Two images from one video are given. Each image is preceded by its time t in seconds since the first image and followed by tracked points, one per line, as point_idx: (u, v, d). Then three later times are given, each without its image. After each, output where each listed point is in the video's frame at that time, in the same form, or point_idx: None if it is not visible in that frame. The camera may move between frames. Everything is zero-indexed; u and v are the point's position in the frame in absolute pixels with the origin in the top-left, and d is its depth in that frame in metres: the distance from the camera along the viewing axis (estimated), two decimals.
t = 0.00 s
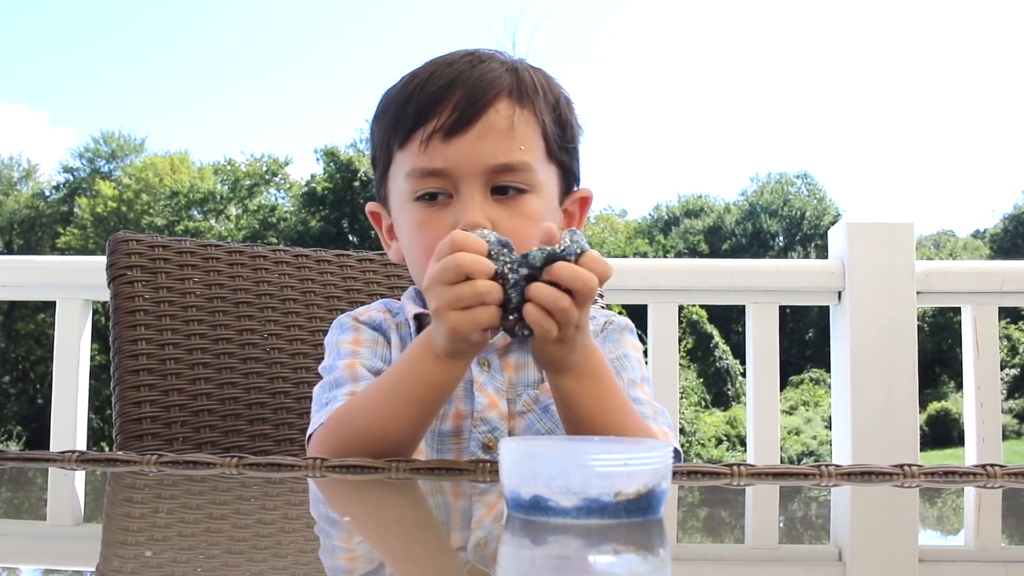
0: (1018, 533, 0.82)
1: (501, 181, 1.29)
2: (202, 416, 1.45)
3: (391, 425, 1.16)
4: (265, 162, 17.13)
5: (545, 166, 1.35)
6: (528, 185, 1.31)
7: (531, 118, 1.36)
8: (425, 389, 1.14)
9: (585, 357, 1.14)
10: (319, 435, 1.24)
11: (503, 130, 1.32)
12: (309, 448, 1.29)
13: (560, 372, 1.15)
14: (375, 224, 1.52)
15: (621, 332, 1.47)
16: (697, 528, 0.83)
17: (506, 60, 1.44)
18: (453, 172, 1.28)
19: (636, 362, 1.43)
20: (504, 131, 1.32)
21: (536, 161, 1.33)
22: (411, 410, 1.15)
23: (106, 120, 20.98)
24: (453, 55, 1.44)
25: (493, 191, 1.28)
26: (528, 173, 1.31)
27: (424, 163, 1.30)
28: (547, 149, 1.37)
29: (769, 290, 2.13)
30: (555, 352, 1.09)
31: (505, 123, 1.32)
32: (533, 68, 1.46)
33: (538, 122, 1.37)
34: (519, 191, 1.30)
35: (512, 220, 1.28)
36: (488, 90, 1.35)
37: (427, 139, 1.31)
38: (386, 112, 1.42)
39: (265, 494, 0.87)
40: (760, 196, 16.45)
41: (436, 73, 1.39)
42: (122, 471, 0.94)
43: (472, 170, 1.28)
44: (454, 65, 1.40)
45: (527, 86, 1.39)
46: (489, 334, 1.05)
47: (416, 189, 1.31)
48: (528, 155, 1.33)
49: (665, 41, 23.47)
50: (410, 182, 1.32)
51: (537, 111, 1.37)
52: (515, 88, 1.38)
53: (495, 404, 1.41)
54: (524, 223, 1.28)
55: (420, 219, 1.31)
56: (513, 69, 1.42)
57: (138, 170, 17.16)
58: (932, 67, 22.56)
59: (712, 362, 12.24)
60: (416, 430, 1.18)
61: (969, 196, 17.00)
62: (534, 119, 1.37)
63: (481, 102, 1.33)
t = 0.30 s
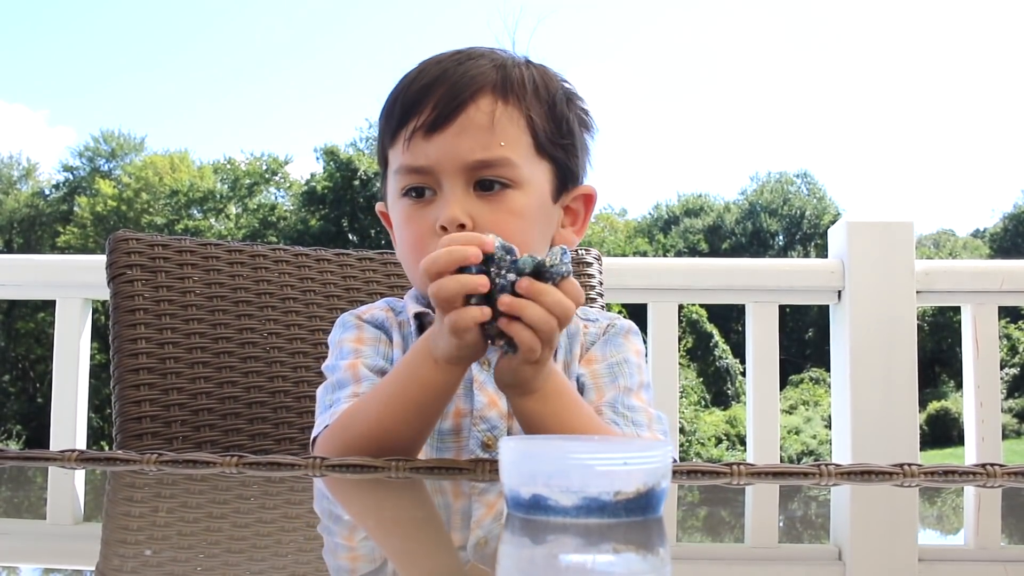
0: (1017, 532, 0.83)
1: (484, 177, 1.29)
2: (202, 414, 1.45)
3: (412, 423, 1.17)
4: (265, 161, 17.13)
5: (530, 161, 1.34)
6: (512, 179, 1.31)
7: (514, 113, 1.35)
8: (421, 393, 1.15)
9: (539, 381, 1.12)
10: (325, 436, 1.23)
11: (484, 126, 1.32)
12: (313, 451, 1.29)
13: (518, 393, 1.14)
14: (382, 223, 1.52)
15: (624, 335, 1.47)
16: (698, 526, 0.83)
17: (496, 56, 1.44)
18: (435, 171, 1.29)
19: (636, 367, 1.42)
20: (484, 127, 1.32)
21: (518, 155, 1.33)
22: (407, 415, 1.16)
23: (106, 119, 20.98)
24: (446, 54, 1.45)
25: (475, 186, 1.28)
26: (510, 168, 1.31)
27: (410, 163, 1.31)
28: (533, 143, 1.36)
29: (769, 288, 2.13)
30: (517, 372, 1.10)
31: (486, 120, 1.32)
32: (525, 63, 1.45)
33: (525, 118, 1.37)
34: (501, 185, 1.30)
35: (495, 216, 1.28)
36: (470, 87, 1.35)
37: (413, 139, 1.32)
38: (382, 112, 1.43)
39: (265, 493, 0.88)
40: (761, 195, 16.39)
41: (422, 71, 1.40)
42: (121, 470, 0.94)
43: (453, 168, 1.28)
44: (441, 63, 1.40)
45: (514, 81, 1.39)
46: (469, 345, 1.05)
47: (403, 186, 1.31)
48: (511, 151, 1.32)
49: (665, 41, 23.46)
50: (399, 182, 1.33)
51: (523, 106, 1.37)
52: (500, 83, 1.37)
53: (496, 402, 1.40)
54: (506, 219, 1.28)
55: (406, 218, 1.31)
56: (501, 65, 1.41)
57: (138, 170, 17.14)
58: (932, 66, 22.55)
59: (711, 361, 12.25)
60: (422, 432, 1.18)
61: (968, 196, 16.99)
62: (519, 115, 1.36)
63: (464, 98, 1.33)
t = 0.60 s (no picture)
0: (1017, 534, 0.83)
1: (488, 177, 1.29)
2: (202, 416, 1.45)
3: (408, 428, 1.15)
4: (265, 162, 17.14)
5: (532, 161, 1.34)
6: (515, 180, 1.30)
7: (515, 113, 1.35)
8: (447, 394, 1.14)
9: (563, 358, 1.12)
10: (336, 439, 1.23)
11: (487, 127, 1.32)
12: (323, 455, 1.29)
13: (539, 368, 1.13)
14: (385, 226, 1.52)
15: (627, 337, 1.46)
16: (698, 527, 0.83)
17: (497, 58, 1.44)
18: (441, 173, 1.29)
19: (638, 368, 1.43)
20: (487, 126, 1.32)
21: (520, 154, 1.32)
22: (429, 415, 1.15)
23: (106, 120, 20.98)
24: (447, 54, 1.45)
25: (480, 187, 1.28)
26: (511, 168, 1.30)
27: (413, 165, 1.31)
28: (535, 143, 1.36)
29: (768, 289, 2.13)
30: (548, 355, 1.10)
31: (489, 121, 1.32)
32: (524, 63, 1.45)
33: (524, 119, 1.36)
34: (506, 186, 1.29)
35: (499, 216, 1.28)
36: (473, 87, 1.35)
37: (417, 139, 1.31)
38: (382, 113, 1.42)
39: (265, 493, 0.88)
40: (761, 196, 16.38)
41: (424, 71, 1.40)
42: (122, 471, 0.94)
43: (457, 170, 1.28)
44: (443, 64, 1.40)
45: (515, 82, 1.39)
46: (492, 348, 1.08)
47: (406, 188, 1.32)
48: (512, 151, 1.31)
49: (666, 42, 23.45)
50: (402, 184, 1.33)
51: (525, 106, 1.37)
52: (501, 83, 1.37)
53: (498, 403, 1.40)
54: (509, 218, 1.28)
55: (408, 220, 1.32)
56: (501, 66, 1.41)
57: (138, 170, 17.14)
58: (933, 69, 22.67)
59: (711, 362, 12.23)
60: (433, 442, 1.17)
61: (969, 197, 16.97)
62: (520, 115, 1.36)
63: (464, 99, 1.33)
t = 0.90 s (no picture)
0: (1016, 534, 0.83)
1: (518, 183, 1.29)
2: (202, 418, 1.45)
3: (418, 412, 1.16)
4: (265, 163, 17.14)
5: (554, 168, 1.35)
6: (542, 187, 1.31)
7: (538, 120, 1.36)
8: (455, 380, 1.15)
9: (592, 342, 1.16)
10: (350, 434, 1.24)
11: (515, 132, 1.32)
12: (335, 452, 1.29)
13: (570, 350, 1.16)
14: (378, 229, 1.52)
15: (627, 337, 1.47)
16: (697, 528, 0.83)
17: (512, 64, 1.44)
18: (469, 177, 1.28)
19: (638, 367, 1.43)
20: (515, 133, 1.32)
21: (547, 161, 1.34)
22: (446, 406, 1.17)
23: (106, 121, 20.98)
24: (459, 58, 1.45)
25: (508, 193, 1.29)
26: (537, 175, 1.31)
27: (438, 168, 1.30)
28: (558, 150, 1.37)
29: (767, 289, 2.13)
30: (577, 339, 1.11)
31: (517, 126, 1.33)
32: (536, 69, 1.47)
33: (546, 125, 1.37)
34: (533, 194, 1.30)
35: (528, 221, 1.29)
36: (499, 92, 1.35)
37: (442, 142, 1.31)
38: (393, 115, 1.41)
39: (265, 495, 0.88)
40: (761, 198, 16.37)
41: (443, 76, 1.39)
42: (120, 473, 0.93)
43: (486, 174, 1.28)
44: (463, 68, 1.40)
45: (534, 89, 1.40)
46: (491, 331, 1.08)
47: (429, 194, 1.31)
48: (538, 157, 1.32)
49: (667, 44, 23.47)
50: (424, 186, 1.32)
51: (546, 113, 1.38)
52: (524, 90, 1.38)
53: (499, 401, 1.41)
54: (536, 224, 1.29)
55: (432, 225, 1.31)
56: (519, 72, 1.42)
57: (138, 171, 17.13)
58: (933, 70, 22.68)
59: (711, 363, 12.22)
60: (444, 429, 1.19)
61: (969, 199, 16.96)
62: (542, 122, 1.37)
63: (492, 105, 1.33)
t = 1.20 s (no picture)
0: (1017, 534, 0.82)
1: (533, 179, 1.30)
2: (201, 418, 1.45)
3: (416, 408, 1.18)
4: (264, 163, 17.13)
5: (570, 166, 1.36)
6: (559, 182, 1.32)
7: (554, 118, 1.37)
8: (446, 371, 1.17)
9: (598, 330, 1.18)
10: (351, 435, 1.25)
11: (535, 128, 1.33)
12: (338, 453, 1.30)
13: (575, 340, 1.19)
14: (375, 224, 1.53)
15: (625, 334, 1.47)
16: (697, 528, 0.83)
17: (528, 64, 1.47)
18: (489, 169, 1.29)
19: (635, 364, 1.43)
20: (535, 129, 1.33)
21: (564, 159, 1.35)
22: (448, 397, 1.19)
23: (105, 121, 20.97)
24: (474, 56, 1.46)
25: (525, 188, 1.29)
26: (555, 171, 1.31)
27: (457, 160, 1.30)
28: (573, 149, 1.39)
29: (766, 288, 2.13)
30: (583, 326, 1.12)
31: (536, 123, 1.34)
32: (546, 72, 1.48)
33: (562, 125, 1.39)
34: (548, 190, 1.31)
35: (544, 216, 1.30)
36: (520, 90, 1.36)
37: (463, 134, 1.31)
38: (406, 107, 1.41)
39: (265, 493, 0.88)
40: (760, 198, 16.36)
41: (462, 70, 1.40)
42: (120, 473, 0.93)
43: (506, 168, 1.29)
44: (481, 64, 1.42)
45: (551, 90, 1.42)
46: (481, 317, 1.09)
47: (445, 185, 1.31)
48: (556, 153, 1.33)
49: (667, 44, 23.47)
50: (441, 178, 1.32)
51: (560, 113, 1.40)
52: (542, 89, 1.40)
53: (500, 402, 1.41)
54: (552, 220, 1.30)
55: (446, 216, 1.31)
56: (535, 73, 1.44)
57: (137, 171, 17.15)
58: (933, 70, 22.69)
59: (711, 363, 12.22)
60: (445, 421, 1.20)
61: (968, 200, 16.98)
62: (557, 120, 1.39)
63: (514, 100, 1.35)
